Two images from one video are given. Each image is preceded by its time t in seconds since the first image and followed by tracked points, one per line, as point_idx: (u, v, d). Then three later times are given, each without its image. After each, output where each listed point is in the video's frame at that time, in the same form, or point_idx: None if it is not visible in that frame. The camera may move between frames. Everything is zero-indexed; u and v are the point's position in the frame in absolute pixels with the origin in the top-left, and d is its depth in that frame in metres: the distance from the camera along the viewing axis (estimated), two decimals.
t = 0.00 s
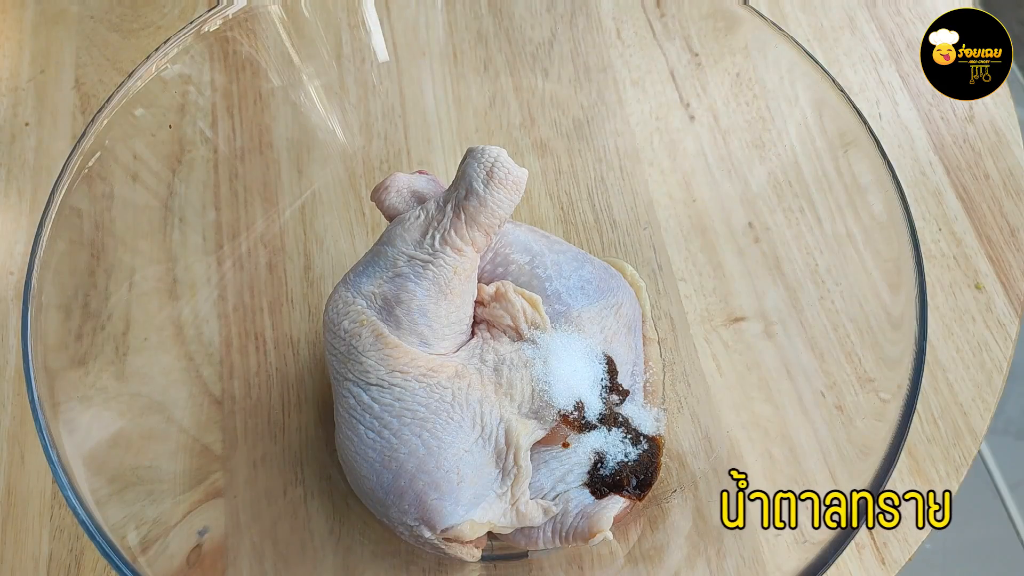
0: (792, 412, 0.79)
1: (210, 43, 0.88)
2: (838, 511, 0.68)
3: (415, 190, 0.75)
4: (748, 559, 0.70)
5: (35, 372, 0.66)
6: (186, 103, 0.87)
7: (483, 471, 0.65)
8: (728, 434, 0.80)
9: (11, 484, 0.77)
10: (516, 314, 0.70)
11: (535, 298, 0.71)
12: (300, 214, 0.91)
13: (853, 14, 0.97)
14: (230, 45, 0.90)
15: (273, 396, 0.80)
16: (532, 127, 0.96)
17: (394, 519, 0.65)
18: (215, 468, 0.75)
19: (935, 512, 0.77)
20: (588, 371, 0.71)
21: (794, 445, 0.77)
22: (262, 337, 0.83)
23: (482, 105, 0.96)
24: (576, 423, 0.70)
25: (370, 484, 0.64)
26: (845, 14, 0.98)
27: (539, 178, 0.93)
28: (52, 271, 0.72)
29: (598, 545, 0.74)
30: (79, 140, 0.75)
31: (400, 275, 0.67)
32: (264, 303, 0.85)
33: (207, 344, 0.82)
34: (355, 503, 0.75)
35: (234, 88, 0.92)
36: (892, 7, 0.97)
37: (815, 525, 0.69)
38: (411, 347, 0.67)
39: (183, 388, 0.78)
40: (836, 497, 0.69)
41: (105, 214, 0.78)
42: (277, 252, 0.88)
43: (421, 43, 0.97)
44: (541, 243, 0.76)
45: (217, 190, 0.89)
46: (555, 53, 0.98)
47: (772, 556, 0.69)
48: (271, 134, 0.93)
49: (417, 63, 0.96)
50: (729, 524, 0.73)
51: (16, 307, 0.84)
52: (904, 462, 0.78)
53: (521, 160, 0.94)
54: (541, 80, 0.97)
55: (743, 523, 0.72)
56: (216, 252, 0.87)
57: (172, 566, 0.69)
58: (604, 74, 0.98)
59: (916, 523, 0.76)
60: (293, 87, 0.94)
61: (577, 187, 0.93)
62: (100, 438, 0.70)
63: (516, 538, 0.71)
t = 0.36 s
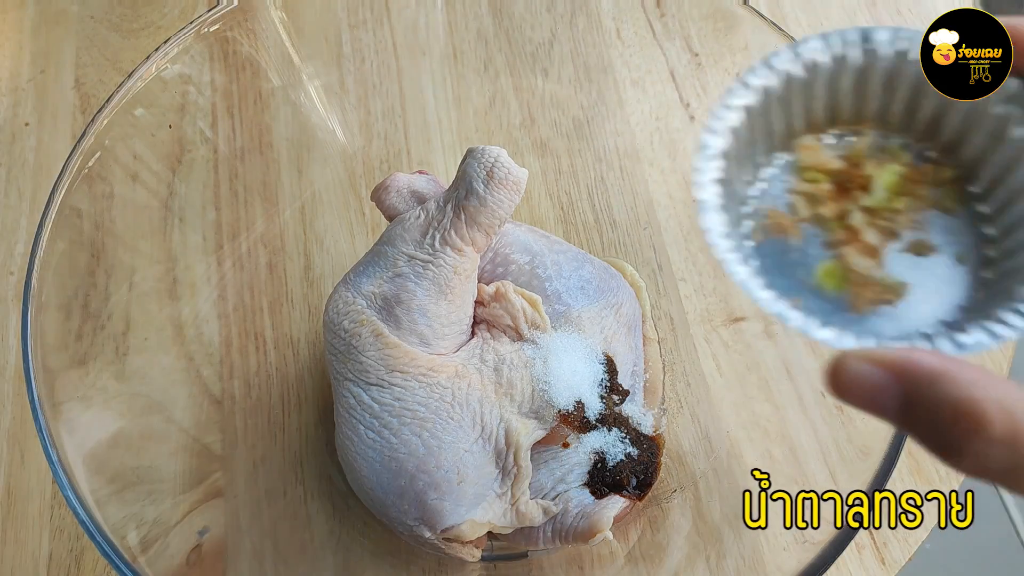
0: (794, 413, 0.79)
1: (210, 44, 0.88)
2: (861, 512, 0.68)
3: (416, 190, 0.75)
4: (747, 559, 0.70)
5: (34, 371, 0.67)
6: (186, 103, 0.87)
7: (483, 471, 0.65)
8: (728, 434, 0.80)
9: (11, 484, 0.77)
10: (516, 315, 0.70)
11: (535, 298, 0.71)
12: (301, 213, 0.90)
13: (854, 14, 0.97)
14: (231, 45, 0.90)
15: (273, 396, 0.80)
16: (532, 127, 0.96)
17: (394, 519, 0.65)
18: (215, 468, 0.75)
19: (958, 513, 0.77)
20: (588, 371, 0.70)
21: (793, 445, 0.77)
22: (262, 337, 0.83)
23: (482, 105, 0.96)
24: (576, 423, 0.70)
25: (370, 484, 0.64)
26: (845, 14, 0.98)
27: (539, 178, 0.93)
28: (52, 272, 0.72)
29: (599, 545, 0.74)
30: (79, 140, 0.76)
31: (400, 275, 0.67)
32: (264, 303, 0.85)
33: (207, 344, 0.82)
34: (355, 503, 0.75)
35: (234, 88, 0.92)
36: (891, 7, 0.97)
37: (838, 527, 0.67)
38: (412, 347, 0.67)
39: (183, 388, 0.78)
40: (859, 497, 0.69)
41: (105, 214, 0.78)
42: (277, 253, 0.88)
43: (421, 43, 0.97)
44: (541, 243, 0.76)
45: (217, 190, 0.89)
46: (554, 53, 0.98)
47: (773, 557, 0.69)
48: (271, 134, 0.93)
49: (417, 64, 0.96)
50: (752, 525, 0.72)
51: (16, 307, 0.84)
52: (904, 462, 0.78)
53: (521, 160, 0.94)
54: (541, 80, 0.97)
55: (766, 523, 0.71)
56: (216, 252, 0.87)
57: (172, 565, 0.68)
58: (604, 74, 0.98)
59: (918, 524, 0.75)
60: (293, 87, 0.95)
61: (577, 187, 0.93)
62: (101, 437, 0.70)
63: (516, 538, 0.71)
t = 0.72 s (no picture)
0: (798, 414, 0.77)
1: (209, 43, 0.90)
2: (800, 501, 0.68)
3: (416, 190, 0.75)
4: (749, 559, 0.72)
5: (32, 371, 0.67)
6: (185, 103, 0.88)
7: (483, 472, 0.65)
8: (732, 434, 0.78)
9: (9, 485, 0.76)
10: (516, 315, 0.70)
11: (536, 298, 0.71)
12: (300, 212, 0.89)
13: (855, 13, 0.97)
14: (230, 45, 0.91)
15: (272, 397, 0.78)
16: (532, 125, 0.95)
17: (393, 519, 0.65)
18: (213, 469, 0.75)
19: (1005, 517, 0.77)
20: (588, 373, 0.70)
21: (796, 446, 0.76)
22: (261, 337, 0.81)
23: (481, 104, 0.95)
24: (576, 424, 0.70)
25: (370, 485, 0.64)
26: (846, 13, 0.97)
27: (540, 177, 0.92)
28: (50, 271, 0.75)
29: (599, 546, 0.74)
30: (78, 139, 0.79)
31: (400, 275, 0.66)
32: (263, 303, 0.83)
33: (206, 344, 0.80)
34: (354, 504, 0.74)
35: (233, 87, 0.91)
36: (893, 7, 0.97)
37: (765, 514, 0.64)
38: (412, 347, 0.66)
39: (182, 388, 0.77)
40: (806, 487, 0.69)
41: (104, 213, 0.80)
42: (276, 252, 0.86)
43: (421, 41, 0.96)
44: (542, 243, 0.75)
45: (216, 192, 0.88)
46: (555, 53, 0.97)
47: (774, 557, 0.72)
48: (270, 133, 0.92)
49: (417, 62, 0.96)
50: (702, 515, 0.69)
51: (14, 307, 0.84)
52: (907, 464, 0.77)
53: (522, 159, 0.93)
54: (541, 79, 0.96)
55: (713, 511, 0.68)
56: (215, 252, 0.85)
57: (171, 566, 0.70)
58: (605, 73, 0.96)
59: (918, 524, 0.76)
60: (292, 86, 0.94)
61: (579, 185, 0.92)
62: (100, 438, 0.72)
63: (516, 539, 0.71)
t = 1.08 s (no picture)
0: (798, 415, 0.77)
1: (207, 41, 0.88)
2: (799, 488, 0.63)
3: (415, 189, 0.74)
4: (750, 561, 0.72)
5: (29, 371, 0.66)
6: (182, 101, 0.86)
7: (482, 473, 0.64)
8: (732, 435, 0.78)
9: (6, 486, 0.76)
10: (516, 315, 0.70)
11: (536, 298, 0.71)
12: (298, 212, 0.89)
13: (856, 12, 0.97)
14: (228, 43, 0.90)
15: (270, 398, 0.78)
16: (532, 124, 0.95)
17: (393, 521, 0.64)
18: (211, 470, 0.74)
19: None
20: (588, 372, 0.70)
21: (796, 446, 0.76)
22: (259, 337, 0.81)
23: (481, 103, 0.95)
24: (577, 424, 0.69)
25: (369, 486, 0.63)
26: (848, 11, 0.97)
27: (540, 176, 0.92)
28: (47, 271, 0.73)
29: (600, 548, 0.73)
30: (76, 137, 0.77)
31: (400, 275, 0.66)
32: (261, 303, 0.83)
33: (203, 344, 0.80)
34: (353, 505, 0.73)
35: (232, 85, 0.90)
36: (895, 5, 0.97)
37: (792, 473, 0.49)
38: (411, 347, 0.65)
39: (180, 389, 0.77)
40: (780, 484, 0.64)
41: (101, 212, 0.79)
42: (274, 251, 0.86)
43: (420, 40, 0.96)
44: (541, 243, 0.75)
45: (214, 189, 0.88)
46: (555, 51, 0.97)
47: (776, 560, 0.71)
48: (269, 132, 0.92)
49: (416, 61, 0.95)
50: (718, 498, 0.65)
51: (11, 307, 0.83)
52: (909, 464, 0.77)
53: (522, 158, 0.93)
54: (541, 77, 0.96)
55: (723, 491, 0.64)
56: (212, 252, 0.85)
57: (170, 567, 0.70)
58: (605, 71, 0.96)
59: (920, 526, 0.75)
60: (291, 84, 0.93)
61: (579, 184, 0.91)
62: (97, 437, 0.71)
63: (516, 540, 0.70)
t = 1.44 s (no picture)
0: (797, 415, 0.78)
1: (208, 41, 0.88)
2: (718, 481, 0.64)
3: (415, 189, 0.74)
4: (752, 562, 0.72)
5: (29, 371, 0.66)
6: (182, 101, 0.86)
7: (483, 474, 0.64)
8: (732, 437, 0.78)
9: (5, 486, 0.76)
10: (516, 315, 0.70)
11: (536, 298, 0.71)
12: (298, 212, 0.89)
13: (856, 12, 0.97)
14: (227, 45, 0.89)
15: (270, 398, 0.78)
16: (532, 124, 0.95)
17: (393, 521, 0.64)
18: (211, 470, 0.74)
19: None
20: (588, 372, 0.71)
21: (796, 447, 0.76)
22: (259, 337, 0.81)
23: (481, 102, 0.95)
24: (577, 424, 0.70)
25: (369, 486, 0.63)
26: (848, 11, 0.97)
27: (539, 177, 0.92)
28: (46, 271, 0.73)
29: (600, 548, 0.73)
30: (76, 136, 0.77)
31: (399, 275, 0.66)
32: (261, 303, 0.83)
33: (204, 344, 0.80)
34: (352, 505, 0.74)
35: (232, 85, 0.90)
36: (895, 5, 0.97)
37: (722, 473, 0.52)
38: (411, 347, 0.66)
39: (179, 389, 0.77)
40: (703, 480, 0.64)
41: (100, 213, 0.79)
42: (274, 251, 0.86)
43: (420, 40, 0.96)
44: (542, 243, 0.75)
45: (214, 189, 0.87)
46: (555, 51, 0.96)
47: (777, 560, 0.71)
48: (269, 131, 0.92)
49: (416, 61, 0.96)
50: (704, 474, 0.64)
51: (11, 307, 0.83)
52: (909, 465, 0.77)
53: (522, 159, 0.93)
54: (542, 77, 0.96)
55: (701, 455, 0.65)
56: (213, 252, 0.84)
57: (169, 567, 0.70)
58: (605, 71, 0.95)
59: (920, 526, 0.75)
60: (291, 84, 0.93)
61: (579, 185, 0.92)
62: (98, 438, 0.71)
63: (516, 540, 0.70)
